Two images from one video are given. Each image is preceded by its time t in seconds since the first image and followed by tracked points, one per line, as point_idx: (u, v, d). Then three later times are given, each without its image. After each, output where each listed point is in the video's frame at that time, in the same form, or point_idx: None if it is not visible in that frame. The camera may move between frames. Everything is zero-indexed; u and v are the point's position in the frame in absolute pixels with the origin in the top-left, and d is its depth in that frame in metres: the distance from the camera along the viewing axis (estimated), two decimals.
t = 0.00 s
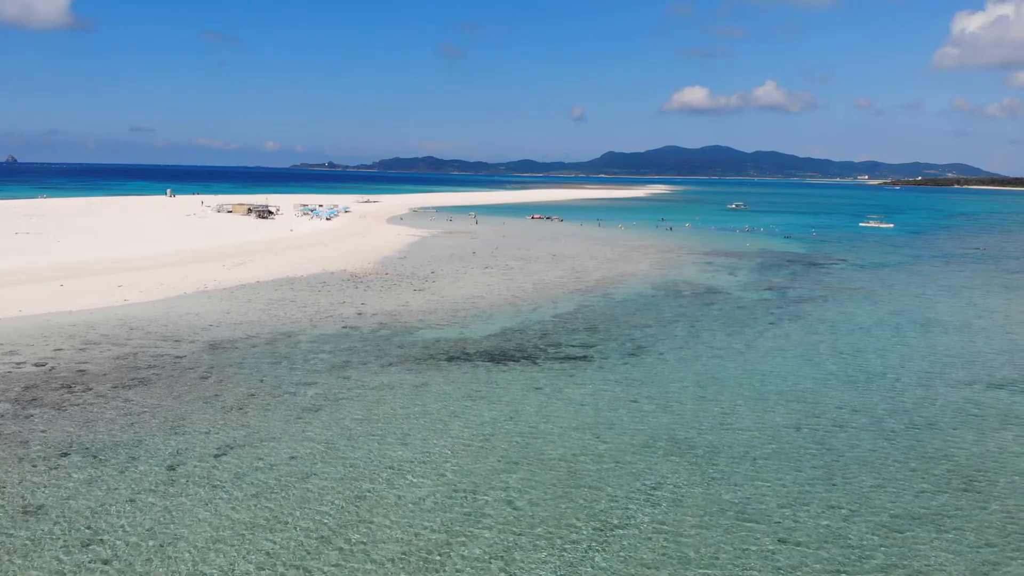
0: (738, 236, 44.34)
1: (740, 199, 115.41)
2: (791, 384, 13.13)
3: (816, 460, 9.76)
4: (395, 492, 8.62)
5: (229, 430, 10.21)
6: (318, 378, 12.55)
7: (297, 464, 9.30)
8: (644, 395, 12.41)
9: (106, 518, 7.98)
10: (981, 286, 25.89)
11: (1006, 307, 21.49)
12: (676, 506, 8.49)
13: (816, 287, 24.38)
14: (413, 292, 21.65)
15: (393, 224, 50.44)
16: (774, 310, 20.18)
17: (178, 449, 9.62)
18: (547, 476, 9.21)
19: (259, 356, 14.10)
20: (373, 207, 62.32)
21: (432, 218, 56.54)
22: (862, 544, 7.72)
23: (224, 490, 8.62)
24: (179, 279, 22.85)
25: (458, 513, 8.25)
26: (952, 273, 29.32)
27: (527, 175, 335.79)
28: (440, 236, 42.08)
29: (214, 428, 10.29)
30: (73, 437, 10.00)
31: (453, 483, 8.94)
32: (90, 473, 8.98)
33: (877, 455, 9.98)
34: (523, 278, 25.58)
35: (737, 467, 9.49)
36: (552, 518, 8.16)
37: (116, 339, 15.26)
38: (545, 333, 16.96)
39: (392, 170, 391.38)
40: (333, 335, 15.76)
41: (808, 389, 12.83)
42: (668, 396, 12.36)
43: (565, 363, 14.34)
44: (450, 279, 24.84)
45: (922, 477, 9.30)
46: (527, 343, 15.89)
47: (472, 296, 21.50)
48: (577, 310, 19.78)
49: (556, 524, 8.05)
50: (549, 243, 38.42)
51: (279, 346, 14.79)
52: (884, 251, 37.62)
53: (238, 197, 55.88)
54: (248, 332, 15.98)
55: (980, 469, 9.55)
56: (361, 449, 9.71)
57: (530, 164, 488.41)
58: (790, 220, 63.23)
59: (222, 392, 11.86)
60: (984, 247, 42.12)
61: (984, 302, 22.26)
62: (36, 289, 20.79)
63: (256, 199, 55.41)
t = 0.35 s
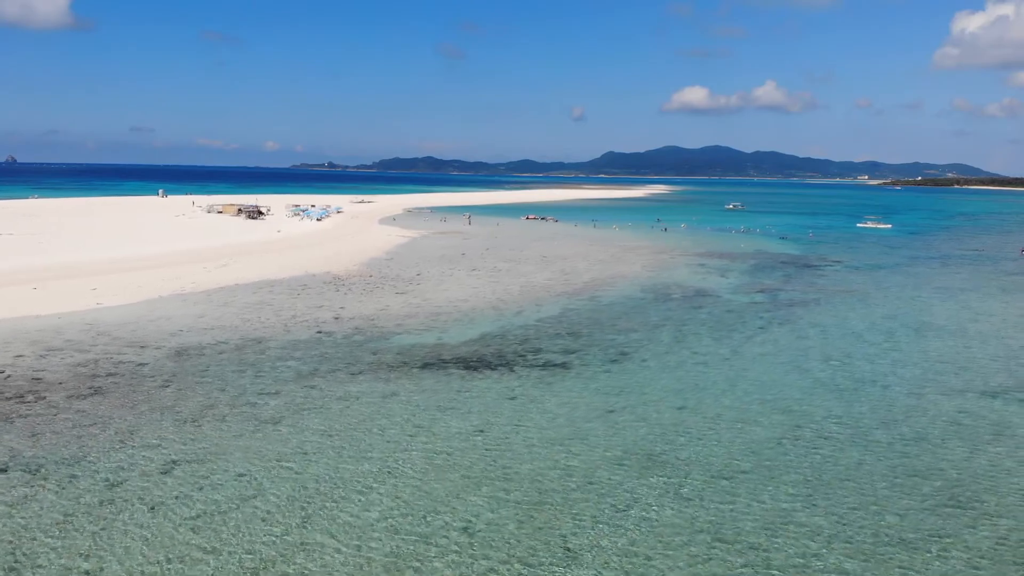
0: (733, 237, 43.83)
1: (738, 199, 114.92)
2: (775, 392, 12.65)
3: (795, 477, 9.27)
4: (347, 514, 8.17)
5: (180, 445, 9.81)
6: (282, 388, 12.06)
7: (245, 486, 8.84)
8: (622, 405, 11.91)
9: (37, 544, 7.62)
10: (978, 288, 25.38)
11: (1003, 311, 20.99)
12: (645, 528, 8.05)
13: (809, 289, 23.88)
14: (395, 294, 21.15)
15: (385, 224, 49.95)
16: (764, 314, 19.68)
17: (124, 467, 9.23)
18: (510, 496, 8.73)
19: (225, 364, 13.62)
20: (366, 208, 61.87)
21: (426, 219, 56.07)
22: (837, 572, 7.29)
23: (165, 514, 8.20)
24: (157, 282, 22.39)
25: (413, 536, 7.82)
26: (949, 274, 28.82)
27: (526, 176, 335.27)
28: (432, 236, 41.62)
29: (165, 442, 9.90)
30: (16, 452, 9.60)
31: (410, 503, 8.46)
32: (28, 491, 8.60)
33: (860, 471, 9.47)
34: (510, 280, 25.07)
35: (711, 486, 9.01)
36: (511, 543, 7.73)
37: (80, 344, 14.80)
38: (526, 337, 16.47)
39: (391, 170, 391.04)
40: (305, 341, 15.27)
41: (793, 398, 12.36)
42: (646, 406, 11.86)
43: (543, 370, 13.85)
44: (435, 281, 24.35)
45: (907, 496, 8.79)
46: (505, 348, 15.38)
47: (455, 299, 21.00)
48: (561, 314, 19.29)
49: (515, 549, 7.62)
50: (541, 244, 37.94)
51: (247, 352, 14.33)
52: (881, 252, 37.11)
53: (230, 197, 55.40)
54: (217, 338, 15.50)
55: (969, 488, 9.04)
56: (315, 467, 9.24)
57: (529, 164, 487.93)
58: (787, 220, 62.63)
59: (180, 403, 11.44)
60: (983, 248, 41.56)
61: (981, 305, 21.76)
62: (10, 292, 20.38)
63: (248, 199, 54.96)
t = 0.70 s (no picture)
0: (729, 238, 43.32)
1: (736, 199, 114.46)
2: (759, 402, 12.14)
3: (772, 496, 8.79)
4: (292, 539, 7.71)
5: (127, 461, 9.36)
6: (242, 399, 11.58)
7: (189, 507, 8.38)
8: (597, 416, 11.41)
9: None
10: (975, 290, 24.83)
11: (1000, 314, 20.45)
12: (608, 554, 7.59)
13: (801, 292, 23.35)
14: (376, 297, 20.64)
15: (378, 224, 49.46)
16: (753, 318, 19.16)
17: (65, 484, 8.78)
18: (470, 518, 8.26)
19: (188, 373, 13.12)
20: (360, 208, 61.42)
21: (419, 219, 55.55)
22: None
23: (100, 537, 7.75)
24: (135, 285, 21.91)
25: (360, 563, 7.36)
26: (946, 276, 28.28)
27: (525, 175, 334.96)
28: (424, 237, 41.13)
29: (112, 457, 9.44)
30: None
31: (361, 526, 7.99)
32: None
33: (844, 489, 8.99)
34: (497, 283, 24.57)
35: (683, 507, 8.54)
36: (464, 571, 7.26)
37: (42, 351, 14.31)
38: (506, 343, 15.94)
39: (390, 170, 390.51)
40: (275, 347, 14.76)
41: (777, 408, 11.83)
42: (622, 417, 11.37)
43: (519, 377, 13.32)
44: (420, 283, 23.83)
45: (889, 517, 8.32)
46: (483, 354, 14.86)
47: (438, 302, 20.49)
48: (544, 318, 18.77)
49: None
50: (533, 245, 37.42)
51: (214, 360, 13.85)
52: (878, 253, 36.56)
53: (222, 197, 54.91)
54: (185, 346, 15.00)
55: (956, 507, 8.56)
56: (264, 488, 8.77)
57: (529, 164, 487.44)
58: (785, 221, 61.64)
59: (134, 415, 10.97)
60: (981, 249, 41.00)
61: (977, 308, 21.23)
62: None
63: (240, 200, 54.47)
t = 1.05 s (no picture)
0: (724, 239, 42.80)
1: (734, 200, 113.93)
2: (742, 413, 11.61)
3: (747, 518, 8.28)
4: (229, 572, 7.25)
5: (66, 480, 8.89)
6: (199, 411, 11.09)
7: (126, 530, 7.92)
8: (571, 428, 10.88)
9: None
10: (972, 293, 24.30)
11: (996, 318, 19.92)
12: None
13: (793, 295, 22.82)
14: (357, 301, 20.10)
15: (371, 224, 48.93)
16: (742, 322, 18.63)
17: None
18: (421, 544, 7.79)
19: (148, 382, 12.62)
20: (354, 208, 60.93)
21: (413, 220, 55.01)
22: None
23: (26, 565, 7.30)
24: (111, 287, 21.35)
25: None
26: (943, 279, 27.74)
27: (524, 175, 334.41)
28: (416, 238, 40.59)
29: (51, 476, 8.99)
30: None
31: (305, 555, 7.53)
32: None
33: (823, 509, 8.48)
34: (483, 285, 24.03)
35: (650, 530, 8.04)
36: None
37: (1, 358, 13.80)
38: (484, 349, 15.39)
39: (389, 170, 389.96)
40: (242, 354, 14.22)
41: (761, 420, 11.32)
42: (597, 429, 10.84)
43: (494, 386, 12.77)
44: (404, 286, 23.28)
45: (871, 542, 7.81)
46: (459, 361, 14.33)
47: (420, 305, 19.96)
48: (527, 323, 18.25)
49: None
50: (525, 246, 36.87)
51: (177, 368, 13.34)
52: (874, 254, 36.04)
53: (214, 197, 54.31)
54: (150, 352, 14.47)
55: (943, 529, 8.05)
56: (208, 510, 8.32)
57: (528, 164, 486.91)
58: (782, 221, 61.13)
59: (82, 429, 10.47)
60: (979, 250, 40.44)
61: (972, 312, 20.71)
62: None
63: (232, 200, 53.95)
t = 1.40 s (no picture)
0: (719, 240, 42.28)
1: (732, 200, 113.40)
2: (723, 424, 11.11)
3: (718, 544, 7.79)
4: None
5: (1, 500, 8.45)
6: (152, 423, 10.61)
7: (57, 556, 7.48)
8: (541, 441, 10.39)
9: None
10: (968, 295, 23.80)
11: (992, 322, 19.43)
12: None
13: (785, 298, 22.32)
14: (336, 304, 19.57)
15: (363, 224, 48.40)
16: (731, 326, 18.12)
17: None
18: (369, 571, 7.33)
19: (105, 391, 12.13)
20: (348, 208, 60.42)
21: (407, 220, 54.48)
22: None
23: None
24: (85, 287, 20.79)
25: None
26: (939, 280, 27.21)
27: (523, 175, 333.78)
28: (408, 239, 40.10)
29: None
30: None
31: None
32: None
33: (800, 532, 7.99)
34: (469, 287, 23.51)
35: (614, 556, 7.56)
36: None
37: None
38: (461, 355, 14.87)
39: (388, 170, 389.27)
40: (208, 361, 13.72)
41: (741, 431, 10.82)
42: (569, 442, 10.33)
43: (466, 394, 12.26)
44: (387, 288, 22.75)
45: (849, 569, 7.33)
46: (434, 367, 13.81)
47: (401, 309, 19.44)
48: (509, 327, 17.72)
49: None
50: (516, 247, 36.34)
51: (138, 376, 12.83)
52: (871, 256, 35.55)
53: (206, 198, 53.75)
54: (113, 359, 13.96)
55: (927, 554, 7.58)
56: (147, 533, 7.88)
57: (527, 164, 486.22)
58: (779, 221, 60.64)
59: (28, 441, 9.99)
60: (978, 251, 39.91)
61: (968, 315, 20.21)
62: None
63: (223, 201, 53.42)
